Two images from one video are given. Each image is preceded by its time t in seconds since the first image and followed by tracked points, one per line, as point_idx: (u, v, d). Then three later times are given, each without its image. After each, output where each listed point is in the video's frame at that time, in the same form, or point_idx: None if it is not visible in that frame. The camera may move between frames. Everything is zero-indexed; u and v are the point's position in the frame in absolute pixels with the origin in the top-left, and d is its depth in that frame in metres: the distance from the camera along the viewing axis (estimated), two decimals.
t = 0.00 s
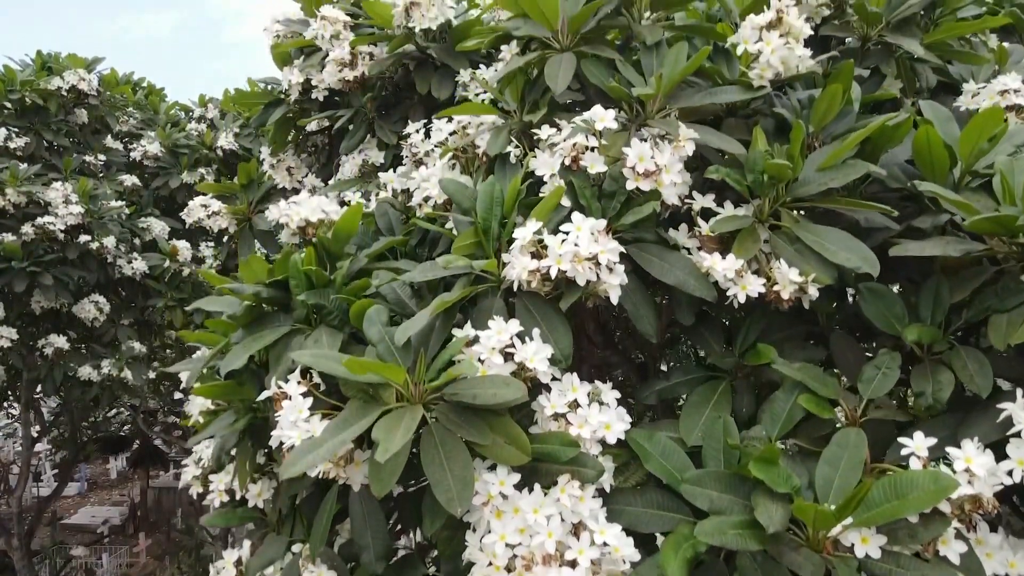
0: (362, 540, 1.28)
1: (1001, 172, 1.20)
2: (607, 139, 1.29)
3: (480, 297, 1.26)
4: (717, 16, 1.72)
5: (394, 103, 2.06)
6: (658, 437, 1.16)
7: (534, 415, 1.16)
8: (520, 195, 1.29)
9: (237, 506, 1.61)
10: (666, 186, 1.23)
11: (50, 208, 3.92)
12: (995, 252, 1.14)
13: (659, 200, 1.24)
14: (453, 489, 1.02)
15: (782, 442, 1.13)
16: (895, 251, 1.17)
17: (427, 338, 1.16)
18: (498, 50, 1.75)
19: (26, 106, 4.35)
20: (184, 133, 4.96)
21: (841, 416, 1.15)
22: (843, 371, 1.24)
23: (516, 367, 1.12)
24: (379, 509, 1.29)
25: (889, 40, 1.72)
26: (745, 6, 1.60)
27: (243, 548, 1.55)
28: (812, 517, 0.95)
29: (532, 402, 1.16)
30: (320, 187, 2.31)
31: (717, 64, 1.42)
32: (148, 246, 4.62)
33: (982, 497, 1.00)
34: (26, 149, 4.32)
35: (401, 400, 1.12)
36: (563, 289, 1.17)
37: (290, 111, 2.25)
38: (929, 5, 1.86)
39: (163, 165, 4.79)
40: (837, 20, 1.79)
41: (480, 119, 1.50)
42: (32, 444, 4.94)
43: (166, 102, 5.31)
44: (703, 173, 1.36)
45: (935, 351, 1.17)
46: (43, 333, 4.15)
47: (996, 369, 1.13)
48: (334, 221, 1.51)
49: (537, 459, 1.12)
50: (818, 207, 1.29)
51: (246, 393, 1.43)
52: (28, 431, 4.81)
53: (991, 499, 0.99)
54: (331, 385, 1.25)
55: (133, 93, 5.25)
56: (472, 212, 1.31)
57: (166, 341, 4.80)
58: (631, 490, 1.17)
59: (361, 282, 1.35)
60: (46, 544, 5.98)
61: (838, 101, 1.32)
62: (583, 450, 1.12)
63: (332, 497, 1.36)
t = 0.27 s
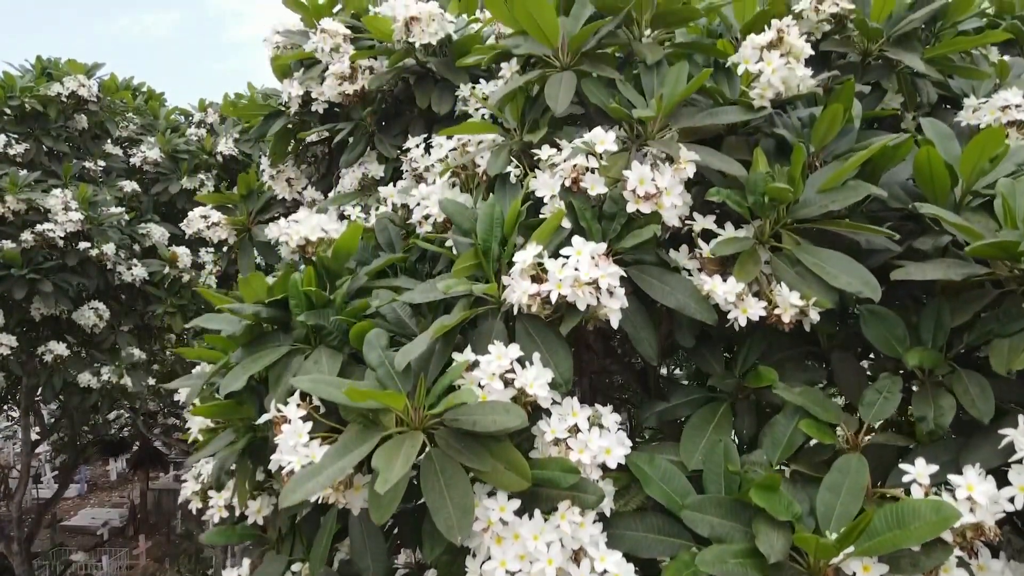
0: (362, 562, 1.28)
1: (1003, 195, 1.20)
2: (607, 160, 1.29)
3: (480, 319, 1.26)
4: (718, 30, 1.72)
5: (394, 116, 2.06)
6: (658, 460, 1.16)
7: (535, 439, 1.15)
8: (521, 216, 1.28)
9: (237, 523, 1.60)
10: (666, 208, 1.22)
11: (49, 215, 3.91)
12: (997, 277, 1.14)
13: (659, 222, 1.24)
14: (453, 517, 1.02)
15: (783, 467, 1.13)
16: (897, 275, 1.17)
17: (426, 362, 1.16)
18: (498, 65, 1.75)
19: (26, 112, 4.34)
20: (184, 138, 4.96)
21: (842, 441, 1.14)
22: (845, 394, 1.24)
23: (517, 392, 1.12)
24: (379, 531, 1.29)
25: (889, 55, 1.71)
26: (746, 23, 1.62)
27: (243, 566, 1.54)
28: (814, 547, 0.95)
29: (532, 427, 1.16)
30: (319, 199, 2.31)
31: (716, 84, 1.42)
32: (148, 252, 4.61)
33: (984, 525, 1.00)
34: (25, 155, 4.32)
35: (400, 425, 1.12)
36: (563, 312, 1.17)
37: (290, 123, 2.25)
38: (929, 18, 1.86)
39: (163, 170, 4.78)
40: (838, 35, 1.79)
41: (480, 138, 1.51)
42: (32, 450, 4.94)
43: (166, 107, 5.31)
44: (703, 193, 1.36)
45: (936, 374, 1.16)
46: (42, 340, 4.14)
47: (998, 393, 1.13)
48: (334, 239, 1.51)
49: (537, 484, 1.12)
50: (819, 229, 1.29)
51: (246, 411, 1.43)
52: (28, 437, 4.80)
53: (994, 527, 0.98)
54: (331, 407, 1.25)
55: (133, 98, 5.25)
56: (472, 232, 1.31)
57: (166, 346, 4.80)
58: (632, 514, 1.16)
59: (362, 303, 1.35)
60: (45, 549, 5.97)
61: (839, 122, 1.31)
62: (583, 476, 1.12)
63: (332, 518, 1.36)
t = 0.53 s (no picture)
0: None
1: (1003, 218, 1.20)
2: (607, 181, 1.29)
3: (479, 341, 1.25)
4: (718, 45, 1.72)
5: (394, 129, 2.05)
6: (658, 484, 1.16)
7: (534, 463, 1.15)
8: (521, 238, 1.28)
9: (236, 541, 1.60)
10: (666, 231, 1.22)
11: (48, 222, 3.91)
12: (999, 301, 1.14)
13: (659, 245, 1.24)
14: (452, 545, 1.01)
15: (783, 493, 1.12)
16: (897, 298, 1.17)
17: (426, 386, 1.16)
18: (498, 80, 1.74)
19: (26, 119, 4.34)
20: (184, 144, 4.96)
21: (843, 466, 1.14)
22: (845, 416, 1.23)
23: (516, 417, 1.11)
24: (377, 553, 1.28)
25: (889, 70, 1.71)
26: (747, 38, 1.58)
27: None
28: None
29: (532, 451, 1.15)
30: (319, 211, 2.31)
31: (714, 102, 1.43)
32: (148, 258, 4.61)
33: (986, 554, 0.99)
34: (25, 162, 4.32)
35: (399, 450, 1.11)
36: (563, 335, 1.17)
37: (290, 135, 2.25)
38: (928, 32, 1.87)
39: (163, 176, 4.78)
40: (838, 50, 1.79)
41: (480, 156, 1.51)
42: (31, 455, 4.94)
43: (166, 112, 5.31)
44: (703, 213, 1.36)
45: (937, 398, 1.16)
46: (42, 347, 4.14)
47: (998, 418, 1.13)
48: (333, 258, 1.51)
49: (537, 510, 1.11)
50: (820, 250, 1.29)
51: (244, 431, 1.42)
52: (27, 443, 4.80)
53: (996, 557, 0.98)
54: (330, 429, 1.25)
55: (133, 103, 5.24)
56: (472, 253, 1.30)
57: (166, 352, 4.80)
58: (632, 538, 1.16)
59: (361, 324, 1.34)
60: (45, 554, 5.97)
61: (839, 141, 1.31)
62: (583, 501, 1.11)
63: (331, 539, 1.35)
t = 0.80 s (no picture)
0: None
1: (1003, 239, 1.19)
2: (607, 202, 1.29)
3: (478, 362, 1.25)
4: (718, 60, 1.71)
5: (393, 142, 2.05)
6: (657, 508, 1.15)
7: (533, 487, 1.15)
8: (520, 259, 1.28)
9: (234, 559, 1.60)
10: (666, 253, 1.22)
11: (47, 229, 3.90)
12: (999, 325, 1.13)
13: (658, 266, 1.24)
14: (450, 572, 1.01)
15: (782, 518, 1.12)
16: (897, 321, 1.16)
17: (425, 410, 1.16)
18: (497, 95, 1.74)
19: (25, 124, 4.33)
20: (183, 149, 4.96)
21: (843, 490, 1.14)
22: (845, 439, 1.23)
23: (515, 442, 1.11)
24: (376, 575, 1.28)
25: (889, 85, 1.71)
26: (746, 53, 1.60)
27: None
28: None
29: (531, 475, 1.15)
30: (318, 222, 2.30)
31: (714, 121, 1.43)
32: (147, 264, 4.61)
33: None
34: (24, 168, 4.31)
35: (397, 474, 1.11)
36: (562, 359, 1.16)
37: (289, 146, 2.24)
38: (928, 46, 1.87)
39: (162, 181, 4.78)
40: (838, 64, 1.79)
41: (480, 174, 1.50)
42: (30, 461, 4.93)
43: (165, 117, 5.30)
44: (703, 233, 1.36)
45: (937, 421, 1.16)
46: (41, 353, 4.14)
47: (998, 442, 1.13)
48: (332, 275, 1.51)
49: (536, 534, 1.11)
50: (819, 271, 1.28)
51: (242, 450, 1.42)
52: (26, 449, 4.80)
53: None
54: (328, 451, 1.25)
55: (132, 108, 5.24)
56: (471, 274, 1.30)
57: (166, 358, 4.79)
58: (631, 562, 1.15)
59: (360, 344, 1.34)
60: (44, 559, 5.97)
61: (840, 159, 1.30)
62: (582, 526, 1.11)
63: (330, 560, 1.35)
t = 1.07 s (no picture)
0: None
1: (1003, 261, 1.19)
2: (606, 223, 1.29)
3: (477, 383, 1.25)
4: (717, 74, 1.70)
5: (392, 154, 2.05)
6: (657, 531, 1.15)
7: (532, 510, 1.14)
8: (519, 280, 1.28)
9: None
10: (665, 274, 1.22)
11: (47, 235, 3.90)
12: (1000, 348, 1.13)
13: (658, 288, 1.23)
14: None
15: (781, 542, 1.12)
16: (897, 344, 1.16)
17: (423, 433, 1.16)
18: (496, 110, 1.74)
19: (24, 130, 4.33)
20: (183, 154, 4.96)
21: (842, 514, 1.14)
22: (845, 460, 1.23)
23: (514, 465, 1.11)
24: None
25: (889, 99, 1.70)
26: (746, 67, 1.58)
27: None
28: None
29: (529, 499, 1.14)
30: (318, 233, 2.30)
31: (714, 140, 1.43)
32: (147, 269, 4.61)
33: None
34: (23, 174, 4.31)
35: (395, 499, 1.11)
36: (561, 381, 1.16)
37: (288, 158, 2.24)
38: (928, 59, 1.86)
39: (162, 187, 4.77)
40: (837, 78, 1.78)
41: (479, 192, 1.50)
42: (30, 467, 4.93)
43: (165, 122, 5.30)
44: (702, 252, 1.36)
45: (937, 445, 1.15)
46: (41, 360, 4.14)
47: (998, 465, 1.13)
48: (330, 293, 1.51)
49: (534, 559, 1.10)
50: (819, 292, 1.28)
51: (241, 469, 1.42)
52: (26, 454, 4.80)
53: None
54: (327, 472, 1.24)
55: (132, 113, 5.24)
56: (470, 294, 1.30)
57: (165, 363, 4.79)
58: None
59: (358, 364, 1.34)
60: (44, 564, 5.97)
61: (838, 179, 1.30)
62: (581, 550, 1.10)
63: None
